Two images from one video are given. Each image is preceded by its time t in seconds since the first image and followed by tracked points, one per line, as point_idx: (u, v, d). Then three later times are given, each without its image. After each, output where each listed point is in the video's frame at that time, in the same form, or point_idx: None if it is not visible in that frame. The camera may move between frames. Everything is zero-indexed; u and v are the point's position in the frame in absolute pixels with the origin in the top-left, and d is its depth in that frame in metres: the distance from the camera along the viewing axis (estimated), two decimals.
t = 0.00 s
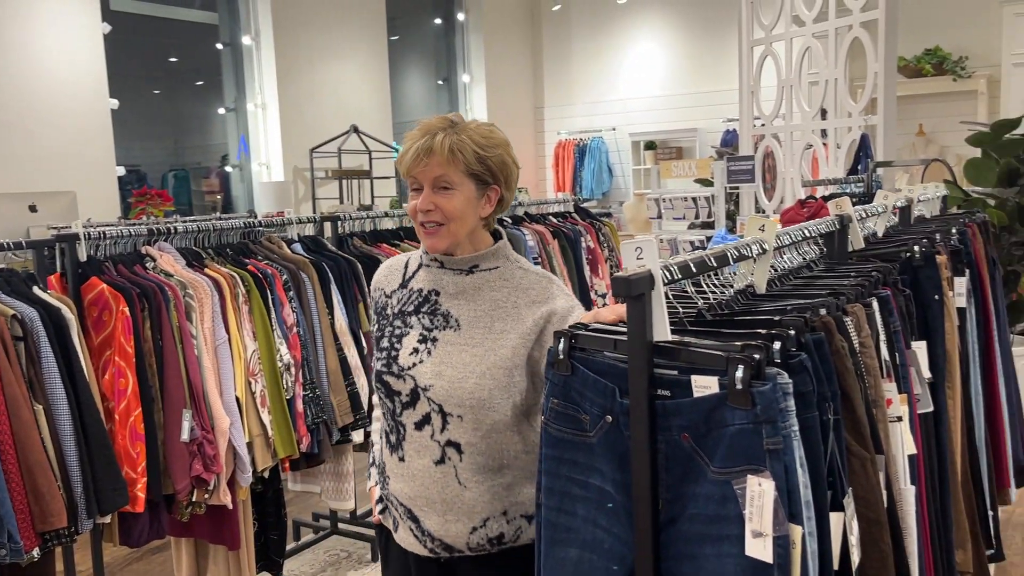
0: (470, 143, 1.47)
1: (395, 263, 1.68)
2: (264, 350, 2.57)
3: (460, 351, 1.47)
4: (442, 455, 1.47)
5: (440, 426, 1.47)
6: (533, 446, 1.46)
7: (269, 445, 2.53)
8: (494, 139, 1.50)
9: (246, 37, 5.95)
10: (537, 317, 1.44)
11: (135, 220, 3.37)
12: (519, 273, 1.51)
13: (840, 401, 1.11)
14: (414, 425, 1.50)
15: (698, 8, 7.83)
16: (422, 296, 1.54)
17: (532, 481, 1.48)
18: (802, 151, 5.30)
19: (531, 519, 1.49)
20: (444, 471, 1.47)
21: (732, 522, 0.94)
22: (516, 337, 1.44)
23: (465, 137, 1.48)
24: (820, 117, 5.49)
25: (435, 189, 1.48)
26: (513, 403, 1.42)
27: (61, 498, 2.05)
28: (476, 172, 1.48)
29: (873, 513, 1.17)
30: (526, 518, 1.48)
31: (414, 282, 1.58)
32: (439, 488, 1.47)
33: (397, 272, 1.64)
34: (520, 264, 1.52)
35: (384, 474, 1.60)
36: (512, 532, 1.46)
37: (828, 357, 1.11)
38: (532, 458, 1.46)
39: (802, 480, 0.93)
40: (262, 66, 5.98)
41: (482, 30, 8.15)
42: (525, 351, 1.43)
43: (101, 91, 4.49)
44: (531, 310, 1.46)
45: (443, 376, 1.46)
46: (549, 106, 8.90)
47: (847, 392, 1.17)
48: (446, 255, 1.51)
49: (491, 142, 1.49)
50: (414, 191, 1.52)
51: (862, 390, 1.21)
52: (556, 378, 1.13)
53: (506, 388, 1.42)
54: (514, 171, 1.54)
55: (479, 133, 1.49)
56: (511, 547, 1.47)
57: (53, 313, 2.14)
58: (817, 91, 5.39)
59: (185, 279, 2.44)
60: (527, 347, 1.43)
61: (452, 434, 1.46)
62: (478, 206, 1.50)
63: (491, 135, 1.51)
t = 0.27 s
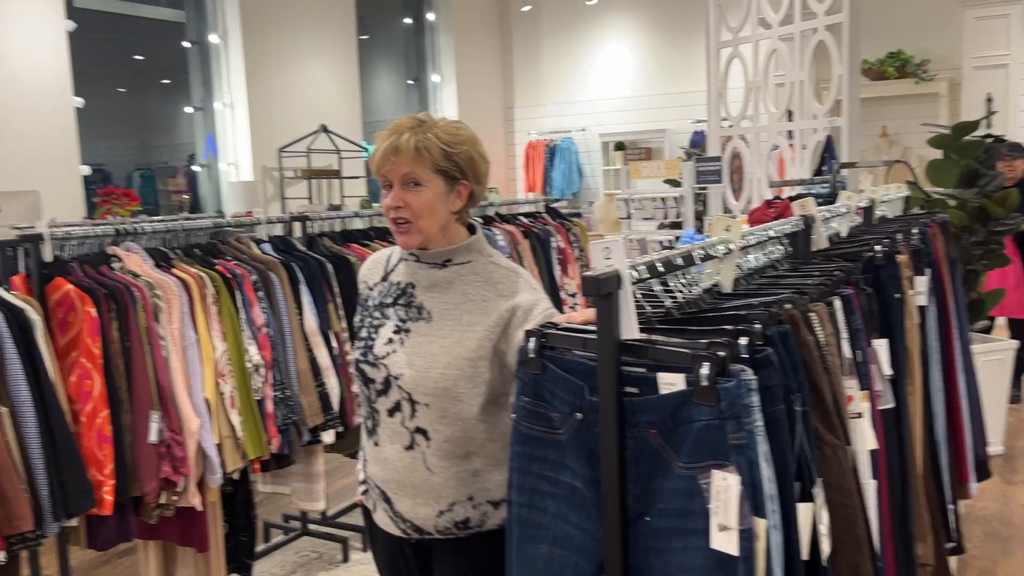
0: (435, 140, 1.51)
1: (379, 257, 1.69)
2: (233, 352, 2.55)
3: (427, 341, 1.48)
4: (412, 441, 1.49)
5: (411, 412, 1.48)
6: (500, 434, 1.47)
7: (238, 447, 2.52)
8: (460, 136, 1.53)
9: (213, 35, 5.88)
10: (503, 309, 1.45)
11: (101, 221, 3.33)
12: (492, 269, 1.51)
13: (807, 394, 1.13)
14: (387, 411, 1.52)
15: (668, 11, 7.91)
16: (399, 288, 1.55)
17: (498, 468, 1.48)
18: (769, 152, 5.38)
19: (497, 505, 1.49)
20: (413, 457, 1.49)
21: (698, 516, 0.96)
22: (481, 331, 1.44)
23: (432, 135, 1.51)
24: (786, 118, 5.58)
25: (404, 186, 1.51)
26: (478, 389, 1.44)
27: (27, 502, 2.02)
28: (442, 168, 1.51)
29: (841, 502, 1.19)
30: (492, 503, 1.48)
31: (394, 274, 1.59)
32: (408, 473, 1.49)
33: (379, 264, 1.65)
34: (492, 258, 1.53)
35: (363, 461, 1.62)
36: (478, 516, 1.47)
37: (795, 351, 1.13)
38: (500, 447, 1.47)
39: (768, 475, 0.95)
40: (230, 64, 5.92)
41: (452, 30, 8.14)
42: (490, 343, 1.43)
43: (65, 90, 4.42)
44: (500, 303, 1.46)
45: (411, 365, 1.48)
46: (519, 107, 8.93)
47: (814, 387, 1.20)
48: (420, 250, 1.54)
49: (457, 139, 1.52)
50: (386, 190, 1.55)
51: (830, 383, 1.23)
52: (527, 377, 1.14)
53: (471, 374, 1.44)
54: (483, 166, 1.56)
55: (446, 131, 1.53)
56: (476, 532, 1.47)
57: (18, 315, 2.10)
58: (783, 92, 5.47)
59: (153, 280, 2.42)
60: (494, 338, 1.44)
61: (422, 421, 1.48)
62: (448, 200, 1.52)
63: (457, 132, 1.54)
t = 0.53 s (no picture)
0: (414, 142, 1.52)
1: (361, 253, 1.71)
2: (199, 352, 2.54)
3: (401, 335, 1.50)
4: (387, 432, 1.50)
5: (386, 403, 1.50)
6: (470, 425, 1.49)
7: (205, 449, 2.51)
8: (436, 137, 1.55)
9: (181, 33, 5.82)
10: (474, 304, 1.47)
11: (64, 221, 3.28)
12: (465, 265, 1.53)
13: (769, 387, 1.13)
14: (364, 403, 1.54)
15: (640, 12, 8.02)
16: (378, 285, 1.57)
17: (470, 458, 1.50)
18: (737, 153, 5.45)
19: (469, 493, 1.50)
20: (388, 447, 1.50)
21: (657, 514, 0.98)
22: (453, 326, 1.46)
23: (409, 137, 1.53)
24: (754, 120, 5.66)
25: (384, 187, 1.52)
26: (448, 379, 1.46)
27: None
28: (422, 169, 1.52)
29: (805, 494, 1.20)
30: (464, 492, 1.49)
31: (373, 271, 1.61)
32: (384, 462, 1.50)
33: (360, 260, 1.67)
34: (467, 255, 1.54)
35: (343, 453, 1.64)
36: (450, 504, 1.48)
37: (755, 345, 1.14)
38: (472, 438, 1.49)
39: (724, 471, 0.98)
40: (198, 62, 5.84)
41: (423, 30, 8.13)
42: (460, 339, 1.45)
43: (28, 88, 4.35)
44: (472, 299, 1.48)
45: (388, 359, 1.50)
46: (491, 107, 8.94)
47: (776, 380, 1.19)
48: (399, 249, 1.54)
49: (434, 140, 1.54)
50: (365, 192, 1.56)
51: (790, 378, 1.23)
52: (491, 377, 1.15)
53: (445, 369, 1.46)
54: (457, 167, 1.59)
55: (423, 133, 1.55)
56: (448, 520, 1.48)
57: None
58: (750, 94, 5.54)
59: (118, 281, 2.39)
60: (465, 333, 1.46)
61: (396, 412, 1.49)
62: (426, 200, 1.54)
63: (433, 134, 1.56)
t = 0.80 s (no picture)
0: (372, 147, 1.51)
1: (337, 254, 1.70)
2: (165, 353, 2.51)
3: (373, 334, 1.50)
4: (358, 426, 1.50)
5: (358, 398, 1.50)
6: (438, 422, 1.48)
7: (171, 451, 2.48)
8: (397, 140, 1.53)
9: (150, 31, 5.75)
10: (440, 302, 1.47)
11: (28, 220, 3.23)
12: (436, 264, 1.53)
13: (722, 385, 1.15)
14: (337, 397, 1.54)
15: (614, 13, 8.07)
16: (353, 283, 1.57)
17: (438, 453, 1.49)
18: (708, 154, 5.50)
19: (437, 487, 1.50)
20: (359, 440, 1.50)
21: (609, 512, 0.99)
22: (422, 323, 1.47)
23: (368, 143, 1.52)
24: (725, 120, 5.71)
25: (345, 193, 1.52)
26: (416, 373, 1.46)
27: None
28: (382, 172, 1.51)
29: (757, 491, 1.22)
30: (431, 486, 1.49)
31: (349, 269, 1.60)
32: (354, 454, 1.51)
33: (337, 259, 1.67)
34: (439, 255, 1.54)
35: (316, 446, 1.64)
36: (416, 498, 1.48)
37: (709, 344, 1.15)
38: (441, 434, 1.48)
39: (675, 470, 1.00)
40: (167, 60, 5.77)
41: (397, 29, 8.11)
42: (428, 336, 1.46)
43: None
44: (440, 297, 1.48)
45: (363, 356, 1.49)
46: (465, 107, 8.93)
47: (730, 379, 1.21)
48: (367, 251, 1.55)
49: (394, 144, 1.52)
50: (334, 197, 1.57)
51: (745, 376, 1.25)
52: (449, 377, 1.15)
53: (427, 368, 1.46)
54: (425, 167, 1.56)
55: (383, 136, 1.53)
56: (415, 513, 1.49)
57: None
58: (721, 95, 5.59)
59: (80, 280, 2.36)
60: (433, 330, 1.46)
61: (366, 406, 1.49)
62: (390, 203, 1.53)
63: (396, 136, 1.54)
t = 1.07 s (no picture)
0: (311, 152, 1.52)
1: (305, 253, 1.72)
2: (123, 354, 2.48)
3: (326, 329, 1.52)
4: (306, 421, 1.53)
5: (307, 393, 1.52)
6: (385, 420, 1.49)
7: (129, 454, 2.46)
8: (338, 144, 1.52)
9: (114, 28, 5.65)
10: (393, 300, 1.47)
11: None
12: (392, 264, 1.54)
13: (666, 384, 1.17)
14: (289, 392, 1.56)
15: (583, 14, 8.11)
16: (314, 280, 1.58)
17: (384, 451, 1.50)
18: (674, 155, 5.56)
19: (379, 485, 1.51)
20: (306, 435, 1.53)
21: (552, 509, 1.01)
22: (371, 320, 1.47)
23: (310, 146, 1.53)
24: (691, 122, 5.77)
25: (291, 196, 1.56)
26: (361, 370, 1.46)
27: None
28: (321, 178, 1.52)
29: (702, 489, 1.24)
30: (373, 484, 1.50)
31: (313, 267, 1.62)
32: (300, 448, 1.54)
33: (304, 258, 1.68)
34: (396, 255, 1.55)
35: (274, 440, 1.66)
36: (357, 495, 1.49)
37: (654, 343, 1.17)
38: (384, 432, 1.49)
39: (616, 468, 1.02)
40: (131, 57, 5.70)
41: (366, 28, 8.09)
42: (375, 334, 1.46)
43: None
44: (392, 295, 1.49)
45: (312, 352, 1.51)
46: (435, 106, 8.93)
47: (676, 378, 1.23)
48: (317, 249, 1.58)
49: (332, 148, 1.52)
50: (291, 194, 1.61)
51: (690, 376, 1.27)
52: (397, 376, 1.16)
53: (375, 365, 1.47)
54: (369, 170, 1.54)
55: (324, 140, 1.53)
56: (357, 510, 1.51)
57: None
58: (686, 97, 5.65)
59: (35, 281, 2.32)
60: (384, 329, 1.46)
61: (314, 402, 1.51)
62: (332, 206, 1.54)
63: (337, 139, 1.53)
